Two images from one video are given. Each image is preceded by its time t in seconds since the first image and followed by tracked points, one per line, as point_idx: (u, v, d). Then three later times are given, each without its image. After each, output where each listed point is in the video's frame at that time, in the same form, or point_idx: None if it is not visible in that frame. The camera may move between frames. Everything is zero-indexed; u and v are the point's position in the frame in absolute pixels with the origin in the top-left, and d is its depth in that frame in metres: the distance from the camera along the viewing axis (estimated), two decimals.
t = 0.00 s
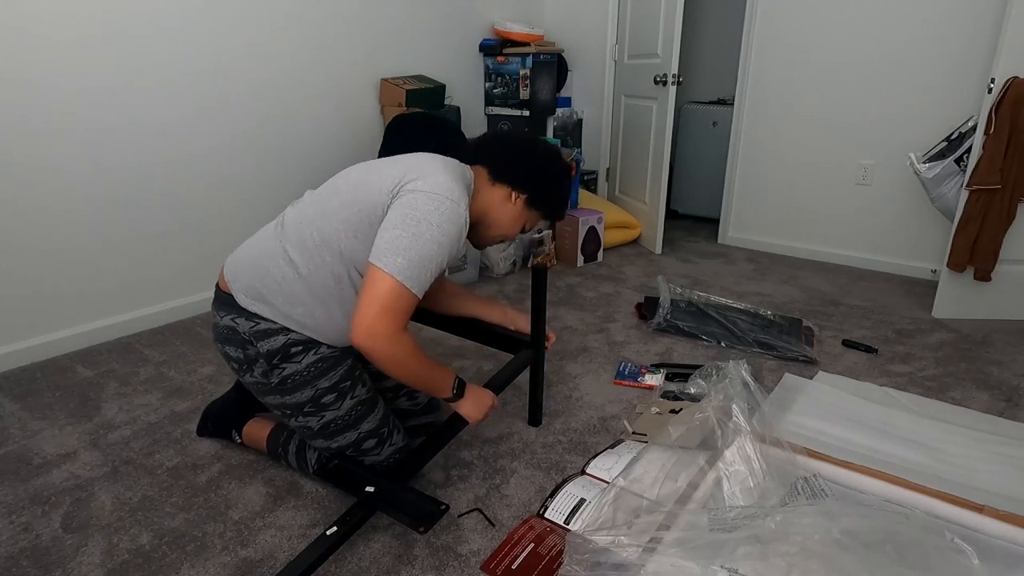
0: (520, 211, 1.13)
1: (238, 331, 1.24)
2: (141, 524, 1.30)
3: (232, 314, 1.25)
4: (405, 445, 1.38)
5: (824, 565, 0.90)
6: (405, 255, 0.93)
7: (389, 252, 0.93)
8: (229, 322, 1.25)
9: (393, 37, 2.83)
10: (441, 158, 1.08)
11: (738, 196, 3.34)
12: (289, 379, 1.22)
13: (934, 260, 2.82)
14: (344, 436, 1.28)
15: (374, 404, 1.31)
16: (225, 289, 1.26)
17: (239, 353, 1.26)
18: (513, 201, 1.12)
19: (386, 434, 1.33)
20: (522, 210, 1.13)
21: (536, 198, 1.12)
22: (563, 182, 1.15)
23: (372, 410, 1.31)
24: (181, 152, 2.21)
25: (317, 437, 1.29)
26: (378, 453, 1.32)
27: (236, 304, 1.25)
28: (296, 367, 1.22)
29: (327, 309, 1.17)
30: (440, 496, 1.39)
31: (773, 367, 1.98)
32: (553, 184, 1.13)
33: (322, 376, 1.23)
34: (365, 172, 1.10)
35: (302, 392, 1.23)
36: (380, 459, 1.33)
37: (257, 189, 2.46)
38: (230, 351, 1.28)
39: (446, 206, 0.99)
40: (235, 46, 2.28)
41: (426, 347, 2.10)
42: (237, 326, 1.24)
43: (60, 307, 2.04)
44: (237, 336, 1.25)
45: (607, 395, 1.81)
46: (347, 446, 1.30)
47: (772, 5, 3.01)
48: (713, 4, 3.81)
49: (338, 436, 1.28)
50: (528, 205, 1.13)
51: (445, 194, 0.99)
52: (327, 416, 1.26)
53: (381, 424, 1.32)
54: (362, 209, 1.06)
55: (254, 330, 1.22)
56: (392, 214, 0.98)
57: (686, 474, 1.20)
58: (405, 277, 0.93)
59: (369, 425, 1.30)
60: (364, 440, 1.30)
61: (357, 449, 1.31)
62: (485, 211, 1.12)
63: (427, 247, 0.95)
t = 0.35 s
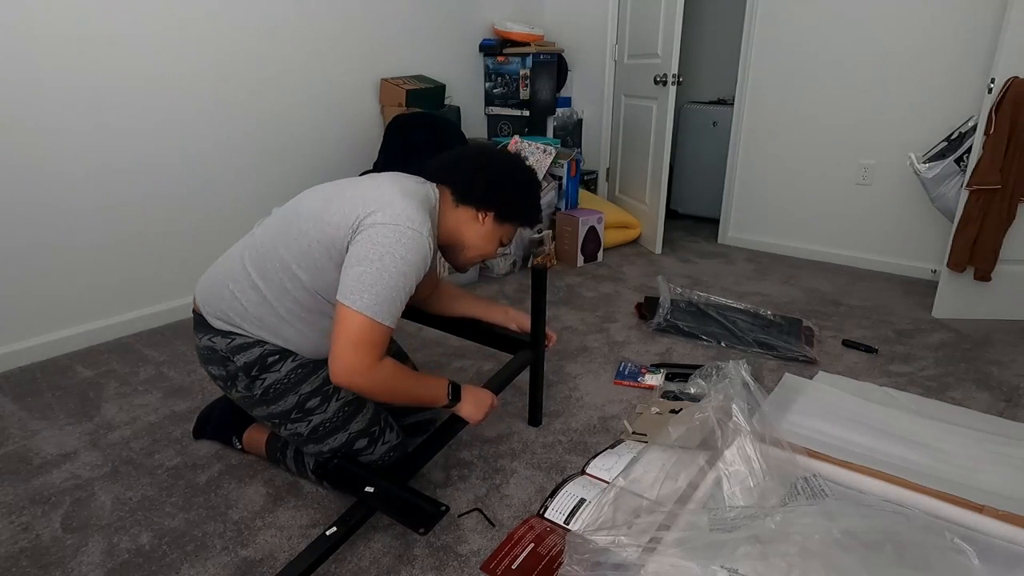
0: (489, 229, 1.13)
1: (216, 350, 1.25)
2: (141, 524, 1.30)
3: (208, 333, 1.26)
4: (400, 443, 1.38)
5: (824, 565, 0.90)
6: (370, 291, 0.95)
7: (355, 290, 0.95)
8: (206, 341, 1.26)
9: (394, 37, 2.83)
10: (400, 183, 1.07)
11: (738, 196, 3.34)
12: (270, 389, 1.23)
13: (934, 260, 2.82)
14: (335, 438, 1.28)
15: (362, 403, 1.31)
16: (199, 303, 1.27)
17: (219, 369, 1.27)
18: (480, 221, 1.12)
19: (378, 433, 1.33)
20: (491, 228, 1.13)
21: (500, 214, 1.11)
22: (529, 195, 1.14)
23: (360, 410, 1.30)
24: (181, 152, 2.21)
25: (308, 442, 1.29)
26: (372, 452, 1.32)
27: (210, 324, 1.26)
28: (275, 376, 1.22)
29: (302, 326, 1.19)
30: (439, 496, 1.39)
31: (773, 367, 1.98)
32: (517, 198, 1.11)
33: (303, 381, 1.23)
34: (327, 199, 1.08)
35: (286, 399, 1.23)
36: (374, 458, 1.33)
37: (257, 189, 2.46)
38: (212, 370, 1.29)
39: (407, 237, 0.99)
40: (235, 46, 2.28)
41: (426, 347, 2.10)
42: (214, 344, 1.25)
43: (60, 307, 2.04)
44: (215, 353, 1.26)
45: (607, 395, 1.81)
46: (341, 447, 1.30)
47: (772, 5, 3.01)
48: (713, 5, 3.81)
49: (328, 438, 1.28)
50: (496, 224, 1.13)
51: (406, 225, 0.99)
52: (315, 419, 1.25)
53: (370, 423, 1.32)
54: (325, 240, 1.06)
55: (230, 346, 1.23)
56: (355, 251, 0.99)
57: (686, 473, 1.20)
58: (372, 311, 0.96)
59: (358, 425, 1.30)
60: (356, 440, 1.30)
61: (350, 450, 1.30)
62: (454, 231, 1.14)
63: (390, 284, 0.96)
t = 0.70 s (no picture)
0: (490, 232, 1.14)
1: (218, 348, 1.25)
2: (141, 524, 1.30)
3: (210, 332, 1.25)
4: (400, 443, 1.38)
5: (824, 565, 0.90)
6: (370, 298, 0.96)
7: (354, 295, 0.96)
8: (208, 339, 1.26)
9: (394, 37, 2.83)
10: (404, 189, 1.08)
11: (738, 196, 3.34)
12: (272, 387, 1.23)
13: (934, 260, 2.82)
14: (336, 438, 1.28)
15: (363, 403, 1.31)
16: (200, 302, 1.27)
17: (221, 367, 1.27)
18: (481, 225, 1.13)
19: (379, 433, 1.33)
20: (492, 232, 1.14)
21: (502, 218, 1.12)
22: (533, 199, 1.14)
23: (361, 410, 1.30)
24: (181, 152, 2.21)
25: (309, 442, 1.29)
26: (372, 452, 1.32)
27: (212, 323, 1.26)
28: (277, 375, 1.22)
29: (301, 329, 1.20)
30: (439, 496, 1.39)
31: (773, 367, 1.98)
32: (519, 203, 1.11)
33: (305, 380, 1.23)
34: (330, 202, 1.09)
35: (287, 398, 1.23)
36: (375, 458, 1.33)
37: (257, 189, 2.46)
38: (213, 369, 1.29)
39: (408, 245, 0.99)
40: (236, 46, 2.28)
41: (426, 347, 2.10)
42: (216, 343, 1.25)
43: (60, 307, 2.04)
44: (217, 351, 1.25)
45: (607, 395, 1.81)
46: (341, 446, 1.30)
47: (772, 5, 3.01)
48: (713, 4, 3.81)
49: (329, 438, 1.28)
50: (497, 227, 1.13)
51: (407, 232, 1.00)
52: (316, 419, 1.25)
53: (371, 423, 1.31)
54: (327, 244, 1.07)
55: (232, 344, 1.22)
56: (355, 257, 0.99)
57: (686, 473, 1.20)
58: (370, 317, 0.96)
59: (359, 425, 1.30)
60: (357, 440, 1.30)
61: (351, 450, 1.30)
62: (456, 235, 1.15)
63: (390, 291, 0.97)
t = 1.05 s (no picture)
0: (496, 228, 1.14)
1: (220, 346, 1.25)
2: (141, 524, 1.30)
3: (211, 330, 1.25)
4: (400, 443, 1.38)
5: (824, 565, 0.90)
6: (378, 291, 0.95)
7: (361, 288, 0.95)
8: (209, 338, 1.26)
9: (393, 36, 2.83)
10: (412, 188, 1.08)
11: (738, 196, 3.34)
12: (273, 386, 1.23)
13: (934, 260, 2.82)
14: (336, 437, 1.28)
15: (364, 403, 1.31)
16: (203, 301, 1.27)
17: (222, 365, 1.27)
18: (486, 221, 1.13)
19: (379, 433, 1.33)
20: (497, 227, 1.14)
21: (506, 212, 1.12)
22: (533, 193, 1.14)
23: (361, 410, 1.30)
24: (181, 152, 2.21)
25: (309, 442, 1.29)
26: (372, 452, 1.32)
27: (214, 321, 1.26)
28: (278, 374, 1.22)
29: (305, 328, 1.19)
30: (439, 496, 1.39)
31: (773, 367, 1.98)
32: (522, 200, 1.12)
33: (306, 379, 1.24)
34: (338, 200, 1.09)
35: (288, 397, 1.23)
36: (375, 458, 1.33)
37: (257, 189, 2.46)
38: (214, 367, 1.29)
39: (418, 241, 1.00)
40: (235, 46, 2.28)
41: (426, 347, 2.11)
42: (218, 341, 1.24)
43: (60, 307, 2.04)
44: (218, 349, 1.25)
45: (607, 395, 1.81)
46: (341, 446, 1.30)
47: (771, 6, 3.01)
48: (713, 5, 3.81)
49: (329, 437, 1.28)
50: (502, 222, 1.13)
51: (417, 229, 1.00)
52: (316, 418, 1.25)
53: (372, 423, 1.31)
54: (335, 241, 1.07)
55: (234, 343, 1.22)
56: (365, 252, 0.99)
57: (686, 473, 1.20)
58: (377, 311, 0.96)
59: (359, 424, 1.30)
60: (357, 440, 1.30)
61: (351, 450, 1.30)
62: (462, 233, 1.14)
63: (398, 285, 0.97)
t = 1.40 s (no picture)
0: (501, 231, 1.13)
1: (223, 343, 1.24)
2: (141, 524, 1.30)
3: (215, 326, 1.25)
4: (401, 442, 1.38)
5: (824, 565, 0.90)
6: (393, 285, 0.96)
7: (376, 281, 0.96)
8: (212, 334, 1.25)
9: (393, 37, 2.83)
10: (423, 189, 1.09)
11: (739, 196, 3.34)
12: (275, 384, 1.22)
13: (934, 260, 2.82)
14: (337, 436, 1.28)
15: (365, 402, 1.31)
16: (208, 298, 1.27)
17: (225, 362, 1.26)
18: (491, 225, 1.12)
19: (380, 432, 1.33)
20: (502, 230, 1.14)
21: (512, 217, 1.12)
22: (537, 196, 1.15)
23: (362, 409, 1.30)
24: (180, 152, 2.21)
25: (310, 440, 1.29)
26: (373, 451, 1.32)
27: (218, 318, 1.26)
28: (280, 371, 1.22)
29: (313, 328, 1.20)
30: (439, 496, 1.39)
31: (773, 367, 1.98)
32: (526, 205, 1.13)
33: (308, 377, 1.23)
34: (351, 199, 1.09)
35: (290, 395, 1.23)
36: (375, 458, 1.33)
37: (257, 189, 2.46)
38: (217, 364, 1.28)
39: (432, 240, 1.01)
40: (235, 46, 2.28)
41: (426, 347, 2.11)
42: (221, 338, 1.24)
43: (60, 307, 2.04)
44: (221, 346, 1.25)
45: (607, 395, 1.81)
46: (342, 445, 1.30)
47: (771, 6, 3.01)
48: (713, 5, 3.81)
49: (330, 436, 1.28)
50: (507, 226, 1.13)
51: (431, 228, 1.02)
52: (318, 416, 1.25)
53: (373, 422, 1.31)
54: (346, 240, 1.07)
55: (238, 339, 1.22)
56: (379, 249, 1.00)
57: (686, 473, 1.20)
58: (391, 304, 0.96)
59: (360, 424, 1.29)
60: (358, 439, 1.30)
61: (351, 449, 1.30)
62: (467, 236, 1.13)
63: (412, 282, 0.98)
